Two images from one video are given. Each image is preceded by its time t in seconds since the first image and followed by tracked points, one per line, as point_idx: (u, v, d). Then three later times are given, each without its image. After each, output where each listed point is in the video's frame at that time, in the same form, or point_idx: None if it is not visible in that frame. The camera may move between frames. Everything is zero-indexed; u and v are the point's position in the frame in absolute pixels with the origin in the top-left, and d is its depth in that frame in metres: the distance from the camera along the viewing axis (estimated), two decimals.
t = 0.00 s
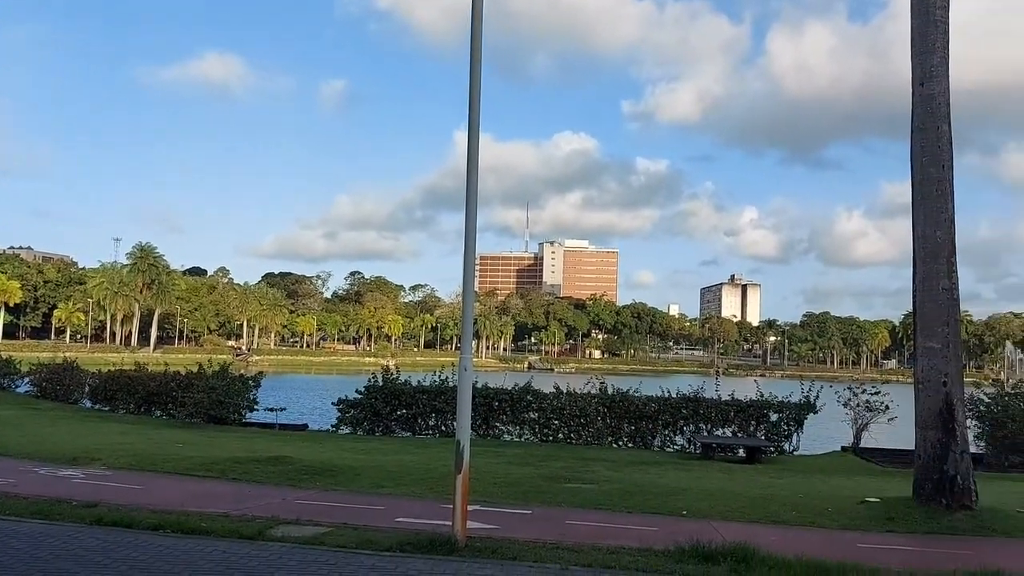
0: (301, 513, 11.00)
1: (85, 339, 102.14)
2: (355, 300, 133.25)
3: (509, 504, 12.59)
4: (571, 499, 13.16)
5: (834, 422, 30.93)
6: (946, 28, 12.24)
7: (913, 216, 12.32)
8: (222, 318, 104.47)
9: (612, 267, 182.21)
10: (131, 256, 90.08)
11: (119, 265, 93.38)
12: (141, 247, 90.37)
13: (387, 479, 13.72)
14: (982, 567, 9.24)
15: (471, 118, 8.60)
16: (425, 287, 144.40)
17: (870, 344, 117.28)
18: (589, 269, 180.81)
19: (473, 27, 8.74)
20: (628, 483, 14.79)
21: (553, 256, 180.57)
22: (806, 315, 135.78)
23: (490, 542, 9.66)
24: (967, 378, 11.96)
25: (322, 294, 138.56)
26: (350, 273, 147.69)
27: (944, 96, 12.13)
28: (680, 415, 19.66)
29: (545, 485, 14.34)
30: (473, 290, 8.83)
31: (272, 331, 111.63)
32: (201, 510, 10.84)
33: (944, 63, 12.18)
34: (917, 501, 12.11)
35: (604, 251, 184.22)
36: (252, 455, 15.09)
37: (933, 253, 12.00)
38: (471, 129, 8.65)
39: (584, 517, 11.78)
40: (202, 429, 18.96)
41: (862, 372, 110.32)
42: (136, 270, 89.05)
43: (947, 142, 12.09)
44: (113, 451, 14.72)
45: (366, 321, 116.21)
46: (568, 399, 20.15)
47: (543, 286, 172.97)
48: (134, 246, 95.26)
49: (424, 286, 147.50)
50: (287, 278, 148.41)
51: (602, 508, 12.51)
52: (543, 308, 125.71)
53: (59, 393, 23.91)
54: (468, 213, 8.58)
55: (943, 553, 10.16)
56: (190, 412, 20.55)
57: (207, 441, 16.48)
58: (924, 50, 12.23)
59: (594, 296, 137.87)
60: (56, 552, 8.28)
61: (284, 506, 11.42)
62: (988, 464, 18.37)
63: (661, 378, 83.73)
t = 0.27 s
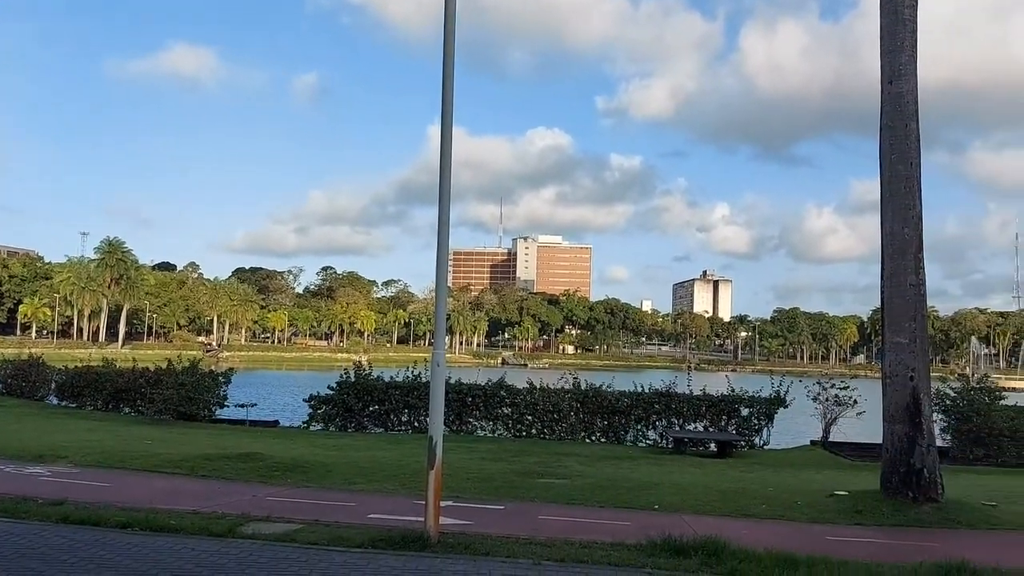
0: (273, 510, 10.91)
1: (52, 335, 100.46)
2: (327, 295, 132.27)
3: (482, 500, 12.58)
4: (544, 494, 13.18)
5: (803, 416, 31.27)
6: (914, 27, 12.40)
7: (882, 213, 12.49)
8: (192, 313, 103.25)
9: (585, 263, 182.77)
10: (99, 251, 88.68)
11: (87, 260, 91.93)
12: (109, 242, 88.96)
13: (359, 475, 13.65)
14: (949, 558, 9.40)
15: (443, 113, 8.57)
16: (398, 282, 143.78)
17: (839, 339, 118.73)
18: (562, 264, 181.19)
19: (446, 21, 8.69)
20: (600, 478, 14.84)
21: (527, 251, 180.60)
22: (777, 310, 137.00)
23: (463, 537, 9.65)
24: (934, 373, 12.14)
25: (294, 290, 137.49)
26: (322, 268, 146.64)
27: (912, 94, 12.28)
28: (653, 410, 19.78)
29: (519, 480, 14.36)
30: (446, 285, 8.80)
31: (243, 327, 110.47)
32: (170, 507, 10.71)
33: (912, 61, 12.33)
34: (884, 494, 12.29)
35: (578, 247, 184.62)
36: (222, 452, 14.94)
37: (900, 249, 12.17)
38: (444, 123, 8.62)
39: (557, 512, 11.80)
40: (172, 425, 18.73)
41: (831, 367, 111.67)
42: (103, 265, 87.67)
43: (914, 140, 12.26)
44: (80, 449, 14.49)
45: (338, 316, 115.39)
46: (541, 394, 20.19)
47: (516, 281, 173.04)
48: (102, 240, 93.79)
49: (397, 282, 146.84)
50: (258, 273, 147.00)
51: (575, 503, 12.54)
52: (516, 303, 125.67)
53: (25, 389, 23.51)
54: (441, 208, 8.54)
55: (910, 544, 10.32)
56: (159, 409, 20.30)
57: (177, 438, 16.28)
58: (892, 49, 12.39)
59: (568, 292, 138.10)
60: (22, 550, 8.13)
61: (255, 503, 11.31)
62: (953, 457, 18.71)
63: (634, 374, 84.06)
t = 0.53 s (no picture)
0: (249, 505, 10.83)
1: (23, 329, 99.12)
2: (304, 290, 131.47)
3: (459, 493, 12.58)
4: (521, 487, 13.21)
5: (778, 410, 31.58)
6: (890, 24, 12.51)
7: (856, 208, 12.61)
8: (166, 307, 102.31)
9: (563, 257, 183.11)
10: (72, 244, 87.59)
11: (59, 254, 90.74)
12: (82, 236, 87.88)
13: (336, 469, 13.60)
14: (921, 549, 9.55)
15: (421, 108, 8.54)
16: (376, 276, 143.16)
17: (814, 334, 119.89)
18: (540, 259, 181.43)
19: (423, 14, 8.65)
20: (579, 471, 14.90)
21: (506, 246, 180.54)
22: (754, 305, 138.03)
23: (440, 531, 9.65)
24: (907, 366, 12.29)
25: (271, 284, 136.53)
26: (298, 262, 145.77)
27: (887, 90, 12.40)
28: (630, 404, 19.88)
29: (496, 473, 14.38)
30: (423, 280, 8.78)
31: (218, 321, 109.55)
32: (144, 502, 10.61)
33: (888, 58, 12.45)
34: (858, 486, 12.44)
35: (556, 241, 184.88)
36: (197, 447, 14.82)
37: (875, 244, 12.29)
38: (422, 117, 8.57)
39: (534, 505, 11.83)
40: (146, 420, 18.54)
41: (807, 361, 112.82)
42: (76, 258, 86.61)
43: (889, 136, 12.38)
44: (52, 444, 14.31)
45: (314, 310, 114.69)
46: (519, 388, 20.21)
47: (495, 276, 172.99)
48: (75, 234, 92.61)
49: (374, 276, 146.22)
50: (234, 267, 145.75)
51: (554, 497, 12.57)
52: (495, 297, 125.62)
53: None
54: (418, 202, 8.52)
55: (883, 536, 10.45)
56: (133, 404, 20.08)
57: (151, 433, 16.11)
58: (867, 45, 12.50)
59: (546, 286, 138.25)
60: None
61: (230, 498, 11.22)
62: (925, 450, 18.98)
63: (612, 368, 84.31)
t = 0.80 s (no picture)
0: (218, 502, 10.72)
1: None
2: (275, 285, 130.36)
3: (432, 489, 12.56)
4: (494, 482, 13.21)
5: (749, 404, 31.85)
6: (859, 22, 12.65)
7: (825, 205, 12.75)
8: (135, 302, 100.90)
9: (536, 253, 183.33)
10: (37, 238, 86.05)
11: (24, 248, 89.12)
12: (48, 229, 86.38)
13: (307, 466, 13.51)
14: (888, 541, 9.69)
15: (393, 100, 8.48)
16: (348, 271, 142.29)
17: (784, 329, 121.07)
18: (514, 254, 181.46)
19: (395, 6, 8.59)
20: (552, 466, 14.95)
21: (479, 241, 180.30)
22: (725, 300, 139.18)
23: (412, 527, 9.62)
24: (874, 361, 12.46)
25: (241, 279, 135.12)
26: (269, 257, 144.40)
27: (856, 89, 12.55)
28: (603, 399, 19.96)
29: (468, 469, 14.39)
30: (395, 275, 8.74)
31: (188, 316, 108.22)
32: (112, 500, 10.46)
33: (857, 56, 12.59)
34: (827, 479, 12.60)
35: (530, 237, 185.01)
36: (166, 443, 14.63)
37: (844, 240, 12.43)
38: (394, 110, 8.52)
39: (507, 500, 11.84)
40: (114, 417, 18.28)
41: (778, 357, 114.05)
42: (42, 252, 85.17)
43: (858, 133, 12.53)
44: (16, 441, 14.05)
45: (286, 305, 113.65)
46: (492, 383, 20.21)
47: (468, 271, 172.68)
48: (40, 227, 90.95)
49: (346, 271, 145.24)
50: (204, 262, 144.03)
51: (526, 492, 12.59)
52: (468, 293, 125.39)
53: None
54: (391, 197, 8.46)
55: (850, 529, 10.58)
56: (100, 400, 19.78)
57: (119, 429, 15.89)
58: (837, 43, 12.63)
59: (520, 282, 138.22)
60: None
61: (200, 495, 11.11)
62: (892, 443, 19.26)
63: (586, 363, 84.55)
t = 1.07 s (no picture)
0: (185, 501, 10.59)
1: None
2: (244, 281, 129.00)
3: (402, 487, 12.52)
4: (465, 480, 13.20)
5: (717, 401, 32.15)
6: (826, 24, 12.80)
7: (793, 205, 12.90)
8: (100, 299, 99.30)
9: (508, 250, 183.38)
10: None
11: None
12: (11, 225, 84.75)
13: (276, 464, 13.39)
14: (853, 536, 9.84)
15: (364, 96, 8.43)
16: (318, 268, 141.25)
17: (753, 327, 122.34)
18: (485, 251, 181.36)
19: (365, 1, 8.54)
20: (522, 463, 14.98)
21: (450, 239, 179.91)
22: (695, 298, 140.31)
23: (381, 525, 9.58)
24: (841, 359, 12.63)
25: (209, 276, 133.54)
26: (238, 253, 142.85)
27: (823, 89, 12.70)
28: (574, 396, 20.03)
29: (439, 466, 14.36)
30: (365, 272, 8.69)
31: (155, 313, 106.72)
32: (76, 500, 10.29)
33: (824, 57, 12.75)
34: (793, 476, 12.76)
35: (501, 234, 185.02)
36: (132, 442, 14.43)
37: (811, 239, 12.59)
38: (365, 106, 8.46)
39: (477, 498, 11.85)
40: (78, 416, 17.98)
41: (747, 354, 115.23)
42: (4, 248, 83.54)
43: (825, 134, 12.68)
44: None
45: (255, 302, 112.47)
46: (463, 381, 20.19)
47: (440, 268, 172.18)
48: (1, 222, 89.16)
49: (316, 268, 144.14)
50: (171, 258, 142.11)
51: (497, 489, 12.61)
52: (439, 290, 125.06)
53: None
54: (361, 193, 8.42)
55: (817, 524, 10.74)
56: (64, 398, 19.46)
57: (83, 428, 15.65)
58: (805, 44, 12.77)
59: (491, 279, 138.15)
60: None
61: (167, 494, 10.96)
62: (858, 440, 19.52)
63: (557, 360, 84.67)
